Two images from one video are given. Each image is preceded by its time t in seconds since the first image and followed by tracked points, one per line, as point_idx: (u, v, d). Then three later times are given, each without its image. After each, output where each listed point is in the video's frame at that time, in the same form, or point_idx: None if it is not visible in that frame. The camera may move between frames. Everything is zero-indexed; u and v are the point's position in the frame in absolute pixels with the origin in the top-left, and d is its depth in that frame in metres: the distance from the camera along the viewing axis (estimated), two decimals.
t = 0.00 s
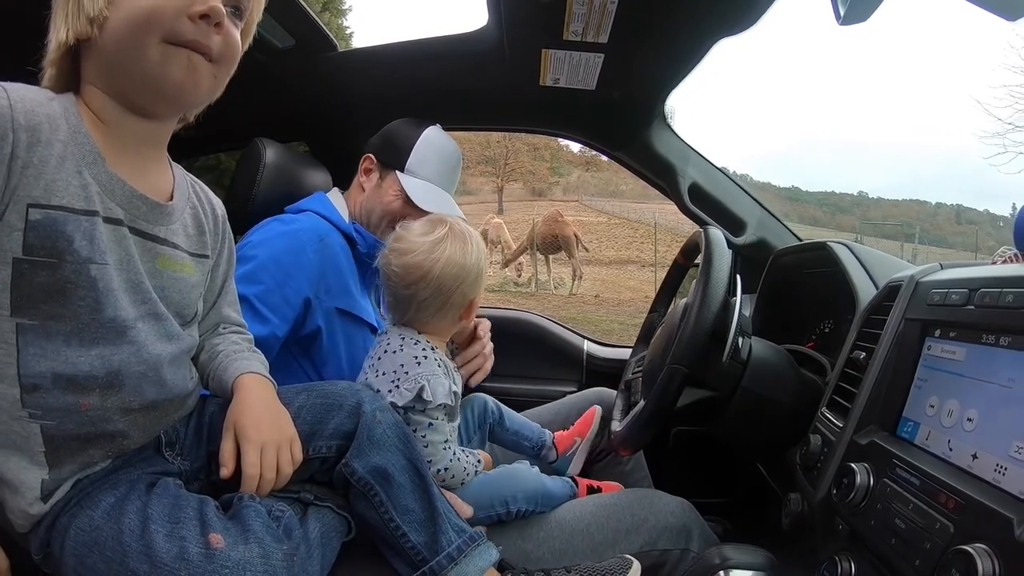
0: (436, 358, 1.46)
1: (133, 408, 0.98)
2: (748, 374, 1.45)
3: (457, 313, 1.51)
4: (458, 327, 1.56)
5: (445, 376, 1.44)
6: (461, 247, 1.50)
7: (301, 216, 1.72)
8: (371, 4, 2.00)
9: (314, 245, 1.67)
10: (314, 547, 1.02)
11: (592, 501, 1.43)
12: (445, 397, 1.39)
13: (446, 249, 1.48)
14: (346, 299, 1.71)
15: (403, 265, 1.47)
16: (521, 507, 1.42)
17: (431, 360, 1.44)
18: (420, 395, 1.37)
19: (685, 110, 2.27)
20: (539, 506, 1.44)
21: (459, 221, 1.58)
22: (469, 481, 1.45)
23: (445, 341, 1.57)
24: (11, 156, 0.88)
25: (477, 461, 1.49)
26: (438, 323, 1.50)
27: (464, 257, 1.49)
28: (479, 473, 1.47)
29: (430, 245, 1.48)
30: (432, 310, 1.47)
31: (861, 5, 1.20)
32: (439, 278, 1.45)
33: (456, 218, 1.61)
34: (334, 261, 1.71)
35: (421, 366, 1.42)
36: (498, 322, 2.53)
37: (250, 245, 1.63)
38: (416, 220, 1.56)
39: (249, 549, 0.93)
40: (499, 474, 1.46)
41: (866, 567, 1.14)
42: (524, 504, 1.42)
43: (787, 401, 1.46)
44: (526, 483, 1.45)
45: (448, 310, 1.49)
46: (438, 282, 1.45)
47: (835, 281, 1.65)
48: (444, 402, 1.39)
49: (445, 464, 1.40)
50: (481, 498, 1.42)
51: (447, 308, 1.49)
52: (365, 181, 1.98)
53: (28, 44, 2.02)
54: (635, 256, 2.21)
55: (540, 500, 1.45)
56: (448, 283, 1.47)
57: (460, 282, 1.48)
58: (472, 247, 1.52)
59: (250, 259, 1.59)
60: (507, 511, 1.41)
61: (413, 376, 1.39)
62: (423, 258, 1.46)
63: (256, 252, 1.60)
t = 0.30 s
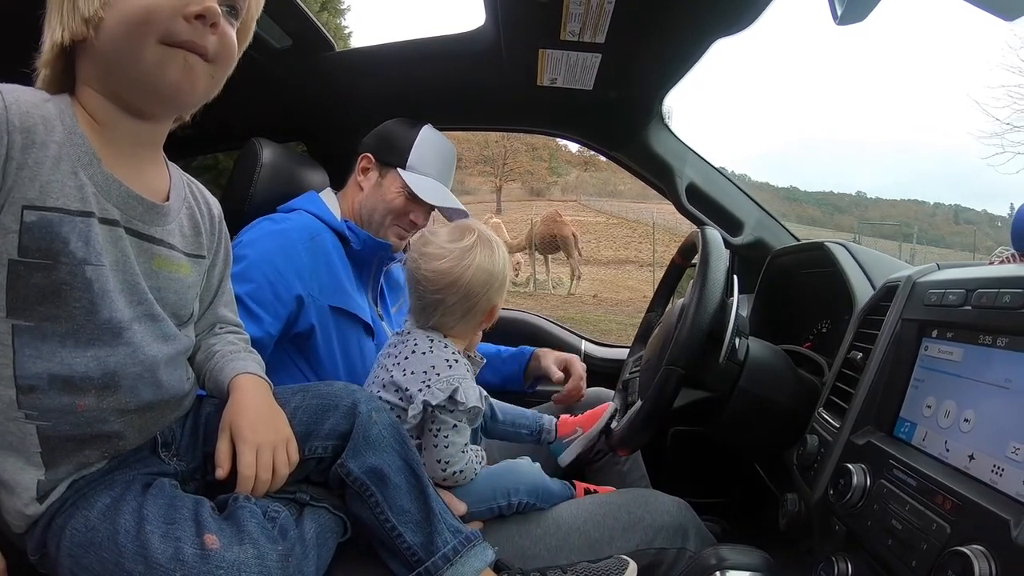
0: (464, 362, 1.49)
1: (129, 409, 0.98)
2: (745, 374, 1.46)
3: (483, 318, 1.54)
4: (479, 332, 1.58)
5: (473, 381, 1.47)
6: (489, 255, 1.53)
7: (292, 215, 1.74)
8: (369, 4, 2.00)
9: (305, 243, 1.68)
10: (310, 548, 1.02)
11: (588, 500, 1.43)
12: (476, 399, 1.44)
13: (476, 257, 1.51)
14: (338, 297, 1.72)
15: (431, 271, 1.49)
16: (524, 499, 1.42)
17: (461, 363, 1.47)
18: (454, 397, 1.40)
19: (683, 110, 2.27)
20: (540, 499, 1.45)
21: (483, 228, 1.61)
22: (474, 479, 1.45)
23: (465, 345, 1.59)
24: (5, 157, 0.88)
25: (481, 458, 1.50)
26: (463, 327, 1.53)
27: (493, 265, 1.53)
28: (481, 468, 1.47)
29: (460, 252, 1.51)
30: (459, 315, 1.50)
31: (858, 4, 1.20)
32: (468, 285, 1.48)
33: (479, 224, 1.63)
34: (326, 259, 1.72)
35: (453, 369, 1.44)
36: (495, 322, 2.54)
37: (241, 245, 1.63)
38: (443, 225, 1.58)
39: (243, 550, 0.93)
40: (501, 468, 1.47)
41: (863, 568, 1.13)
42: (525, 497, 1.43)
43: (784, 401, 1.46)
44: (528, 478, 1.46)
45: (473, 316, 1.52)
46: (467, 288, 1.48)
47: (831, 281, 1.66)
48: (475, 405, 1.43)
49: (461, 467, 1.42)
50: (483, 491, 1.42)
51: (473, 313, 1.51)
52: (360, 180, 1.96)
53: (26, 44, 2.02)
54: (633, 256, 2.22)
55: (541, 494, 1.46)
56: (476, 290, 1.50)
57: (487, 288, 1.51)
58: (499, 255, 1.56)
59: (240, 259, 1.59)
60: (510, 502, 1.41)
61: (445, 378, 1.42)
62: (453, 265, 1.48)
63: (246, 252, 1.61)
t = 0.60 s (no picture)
0: (452, 358, 1.49)
1: (129, 410, 0.98)
2: (744, 374, 1.46)
3: (467, 310, 1.54)
4: (465, 325, 1.57)
5: (462, 377, 1.48)
6: (468, 245, 1.54)
7: (292, 215, 1.73)
8: (367, 4, 2.00)
9: (305, 243, 1.68)
10: (310, 548, 1.02)
11: (587, 500, 1.43)
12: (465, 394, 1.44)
13: (455, 247, 1.51)
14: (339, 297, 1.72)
15: (411, 264, 1.49)
16: (522, 499, 1.44)
17: (451, 359, 1.47)
18: (443, 393, 1.41)
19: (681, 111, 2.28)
20: (538, 498, 1.47)
21: (462, 222, 1.62)
22: (471, 479, 1.46)
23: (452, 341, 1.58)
24: (6, 159, 0.88)
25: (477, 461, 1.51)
26: (449, 320, 1.52)
27: (471, 253, 1.53)
28: (476, 470, 1.48)
29: (439, 243, 1.51)
30: (442, 307, 1.50)
31: (856, 5, 1.20)
32: (449, 275, 1.48)
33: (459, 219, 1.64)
34: (326, 259, 1.72)
35: (442, 365, 1.45)
36: (494, 322, 2.54)
37: (242, 245, 1.63)
38: (422, 221, 1.59)
39: (244, 551, 0.93)
40: (497, 469, 1.47)
41: (862, 568, 1.14)
42: (524, 496, 1.44)
43: (783, 401, 1.47)
44: (525, 477, 1.47)
45: (457, 307, 1.51)
46: (447, 279, 1.48)
47: (829, 280, 1.66)
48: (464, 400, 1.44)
49: (455, 464, 1.42)
50: (481, 493, 1.43)
51: (456, 305, 1.51)
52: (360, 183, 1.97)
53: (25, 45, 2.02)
54: (631, 256, 2.21)
55: (539, 492, 1.47)
56: (457, 281, 1.49)
57: (468, 278, 1.51)
58: (477, 245, 1.56)
59: (240, 259, 1.59)
60: (509, 502, 1.42)
61: (435, 375, 1.42)
62: (433, 256, 1.48)
63: (247, 252, 1.60)
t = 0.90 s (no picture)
0: (431, 357, 1.47)
1: (127, 411, 0.98)
2: (742, 374, 1.47)
3: (443, 306, 1.52)
4: (444, 322, 1.56)
5: (442, 377, 1.46)
6: (440, 241, 1.52)
7: (291, 214, 1.73)
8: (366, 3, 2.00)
9: (304, 243, 1.68)
10: (308, 548, 1.02)
11: (585, 500, 1.43)
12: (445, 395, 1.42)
13: (427, 244, 1.50)
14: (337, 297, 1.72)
15: (384, 262, 1.48)
16: (517, 501, 1.44)
17: (429, 359, 1.46)
18: (422, 394, 1.39)
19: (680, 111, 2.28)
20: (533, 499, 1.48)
21: (436, 218, 1.61)
22: (462, 483, 1.46)
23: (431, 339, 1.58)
24: (4, 159, 0.88)
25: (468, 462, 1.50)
26: (426, 317, 1.51)
27: (443, 248, 1.51)
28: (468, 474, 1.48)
29: (410, 240, 1.50)
30: (417, 305, 1.48)
31: (855, 5, 1.20)
32: (421, 272, 1.47)
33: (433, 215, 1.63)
34: (323, 259, 1.72)
35: (419, 365, 1.42)
36: (493, 322, 2.54)
37: (241, 242, 1.63)
38: (395, 219, 1.59)
39: (242, 551, 0.93)
40: (490, 473, 1.48)
41: (860, 567, 1.14)
42: (518, 499, 1.45)
43: (781, 401, 1.47)
44: (518, 479, 1.48)
45: (432, 304, 1.50)
46: (420, 276, 1.47)
47: (828, 281, 1.66)
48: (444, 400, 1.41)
49: (443, 464, 1.41)
50: (475, 497, 1.43)
51: (431, 302, 1.50)
52: (360, 184, 1.97)
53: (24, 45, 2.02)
54: (629, 256, 2.20)
55: (533, 494, 1.48)
56: (430, 277, 1.48)
57: (441, 274, 1.49)
58: (451, 240, 1.55)
59: (239, 257, 1.59)
60: (504, 506, 1.43)
61: (413, 375, 1.40)
62: (405, 254, 1.47)
63: (246, 250, 1.60)
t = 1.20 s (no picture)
0: (435, 364, 1.47)
1: (127, 411, 0.98)
2: (740, 375, 1.47)
3: (448, 311, 1.53)
4: (446, 326, 1.56)
5: (445, 384, 1.46)
6: (445, 245, 1.53)
7: (291, 213, 1.73)
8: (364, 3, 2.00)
9: (303, 243, 1.68)
10: (308, 549, 1.03)
11: (583, 501, 1.43)
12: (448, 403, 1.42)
13: (433, 248, 1.50)
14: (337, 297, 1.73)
15: (389, 266, 1.48)
16: (511, 508, 1.44)
17: (432, 366, 1.45)
18: (425, 401, 1.39)
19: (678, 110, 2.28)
20: (527, 504, 1.48)
21: (440, 221, 1.61)
22: (456, 488, 1.45)
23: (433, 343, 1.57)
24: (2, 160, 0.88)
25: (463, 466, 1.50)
26: (429, 322, 1.51)
27: (450, 253, 1.52)
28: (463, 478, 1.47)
29: (417, 244, 1.50)
30: (421, 309, 1.49)
31: (856, 7, 1.22)
32: (427, 277, 1.47)
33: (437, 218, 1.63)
34: (323, 259, 1.72)
35: (424, 372, 1.43)
36: (492, 322, 2.54)
37: (241, 241, 1.63)
38: (398, 222, 1.59)
39: (242, 552, 0.93)
40: (485, 477, 1.47)
41: (858, 567, 1.14)
42: (512, 504, 1.45)
43: (780, 401, 1.47)
44: (513, 484, 1.48)
45: (436, 309, 1.50)
46: (426, 280, 1.47)
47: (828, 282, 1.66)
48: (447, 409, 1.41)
49: (440, 475, 1.41)
50: (469, 503, 1.43)
51: (435, 307, 1.50)
52: (360, 185, 1.97)
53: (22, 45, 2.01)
54: (629, 255, 2.21)
55: (528, 499, 1.49)
56: (436, 282, 1.48)
57: (447, 279, 1.50)
58: (456, 245, 1.56)
59: (238, 256, 1.59)
60: (498, 512, 1.43)
61: (417, 382, 1.40)
62: (411, 258, 1.48)
63: (245, 249, 1.60)
